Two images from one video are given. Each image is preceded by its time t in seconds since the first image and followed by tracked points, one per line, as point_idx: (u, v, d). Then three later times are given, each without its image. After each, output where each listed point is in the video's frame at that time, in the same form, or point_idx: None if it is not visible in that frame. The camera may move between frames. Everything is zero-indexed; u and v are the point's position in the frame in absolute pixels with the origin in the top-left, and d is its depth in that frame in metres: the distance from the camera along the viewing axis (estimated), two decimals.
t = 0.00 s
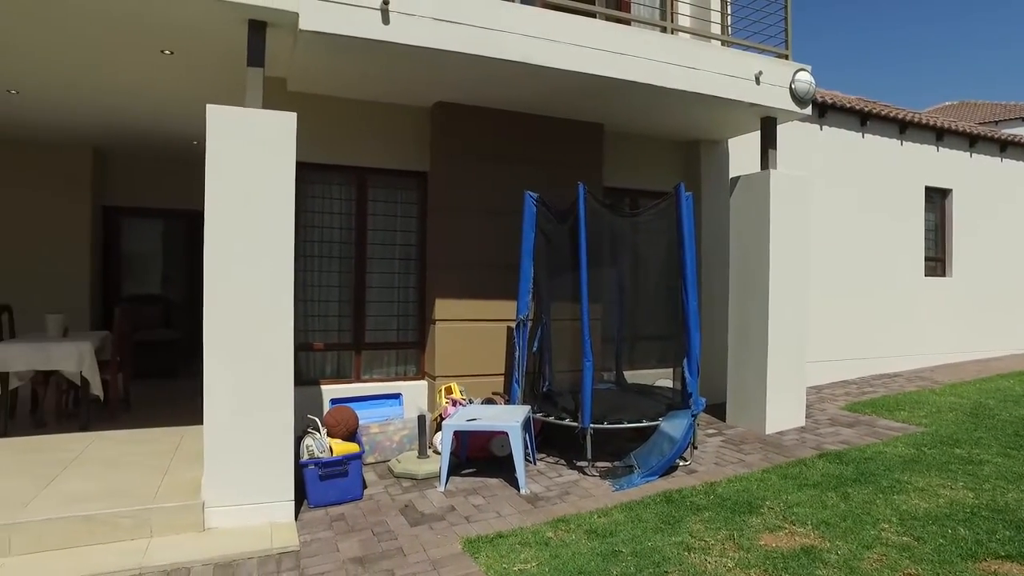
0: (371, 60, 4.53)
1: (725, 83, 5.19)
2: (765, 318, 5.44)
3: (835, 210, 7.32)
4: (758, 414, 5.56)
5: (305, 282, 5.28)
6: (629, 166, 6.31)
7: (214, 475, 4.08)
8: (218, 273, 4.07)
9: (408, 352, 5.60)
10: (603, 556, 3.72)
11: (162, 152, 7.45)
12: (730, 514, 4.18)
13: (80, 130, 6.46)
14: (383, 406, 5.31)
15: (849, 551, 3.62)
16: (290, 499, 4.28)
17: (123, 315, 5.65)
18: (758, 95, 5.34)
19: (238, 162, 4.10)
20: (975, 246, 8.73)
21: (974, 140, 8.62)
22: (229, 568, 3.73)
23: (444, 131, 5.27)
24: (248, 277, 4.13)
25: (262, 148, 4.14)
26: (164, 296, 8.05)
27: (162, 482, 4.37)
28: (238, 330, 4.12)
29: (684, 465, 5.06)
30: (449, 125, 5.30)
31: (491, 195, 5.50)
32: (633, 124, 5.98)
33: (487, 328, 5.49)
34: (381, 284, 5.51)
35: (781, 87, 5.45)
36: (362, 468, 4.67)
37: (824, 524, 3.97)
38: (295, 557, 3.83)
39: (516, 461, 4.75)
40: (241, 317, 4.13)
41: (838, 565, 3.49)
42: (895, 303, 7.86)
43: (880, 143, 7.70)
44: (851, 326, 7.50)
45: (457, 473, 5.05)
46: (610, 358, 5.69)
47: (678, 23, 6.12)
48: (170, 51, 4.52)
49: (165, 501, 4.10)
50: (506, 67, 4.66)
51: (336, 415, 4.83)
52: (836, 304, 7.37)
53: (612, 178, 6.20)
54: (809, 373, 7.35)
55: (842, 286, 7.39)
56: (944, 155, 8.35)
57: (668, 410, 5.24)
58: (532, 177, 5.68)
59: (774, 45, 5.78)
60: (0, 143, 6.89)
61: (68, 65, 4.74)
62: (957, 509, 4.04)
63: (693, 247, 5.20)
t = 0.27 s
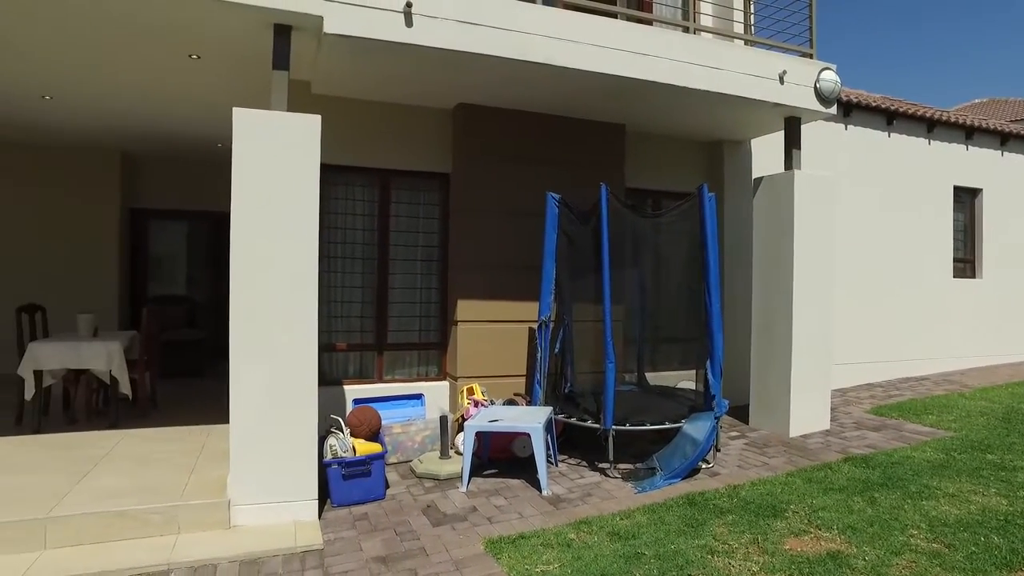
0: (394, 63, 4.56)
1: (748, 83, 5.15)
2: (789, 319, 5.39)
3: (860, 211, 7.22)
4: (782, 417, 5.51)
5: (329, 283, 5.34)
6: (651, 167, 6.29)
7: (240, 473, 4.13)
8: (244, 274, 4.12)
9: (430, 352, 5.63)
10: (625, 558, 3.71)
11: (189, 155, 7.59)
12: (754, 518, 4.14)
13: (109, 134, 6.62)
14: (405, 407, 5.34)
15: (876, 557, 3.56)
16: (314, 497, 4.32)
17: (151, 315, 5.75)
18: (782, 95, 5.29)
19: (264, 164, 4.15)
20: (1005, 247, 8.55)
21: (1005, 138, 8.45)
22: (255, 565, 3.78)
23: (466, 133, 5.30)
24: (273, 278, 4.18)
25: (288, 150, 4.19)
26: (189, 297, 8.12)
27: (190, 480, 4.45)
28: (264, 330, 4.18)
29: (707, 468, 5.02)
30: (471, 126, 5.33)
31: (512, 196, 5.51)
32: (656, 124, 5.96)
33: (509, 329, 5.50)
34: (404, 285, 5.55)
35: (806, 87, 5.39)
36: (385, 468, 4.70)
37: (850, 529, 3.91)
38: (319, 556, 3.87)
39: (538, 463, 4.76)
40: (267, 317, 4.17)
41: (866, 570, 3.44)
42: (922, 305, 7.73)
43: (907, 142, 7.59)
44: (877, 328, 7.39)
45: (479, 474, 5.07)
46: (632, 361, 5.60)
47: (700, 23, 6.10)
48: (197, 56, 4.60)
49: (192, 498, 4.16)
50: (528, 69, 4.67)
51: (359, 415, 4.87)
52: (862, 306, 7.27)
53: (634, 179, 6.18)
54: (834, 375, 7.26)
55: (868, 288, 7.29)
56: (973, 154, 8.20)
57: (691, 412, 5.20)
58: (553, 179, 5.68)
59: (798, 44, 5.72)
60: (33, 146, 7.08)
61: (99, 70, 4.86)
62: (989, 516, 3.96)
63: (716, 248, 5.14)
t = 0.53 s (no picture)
0: (417, 65, 4.59)
1: (772, 83, 5.11)
2: (814, 322, 5.33)
3: (887, 212, 7.12)
4: (806, 420, 5.44)
5: (353, 284, 5.39)
6: (674, 168, 6.26)
7: (265, 471, 4.18)
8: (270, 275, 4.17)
9: (452, 353, 5.65)
10: (649, 561, 3.69)
11: (215, 158, 7.70)
12: (779, 522, 4.10)
13: (138, 138, 6.75)
14: (427, 407, 5.37)
15: (906, 564, 3.50)
16: (338, 496, 4.36)
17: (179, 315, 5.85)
18: (807, 95, 5.23)
19: (290, 166, 4.21)
20: None
21: None
22: (280, 563, 3.82)
23: (488, 135, 5.33)
24: (298, 279, 4.23)
25: (313, 152, 4.24)
26: (216, 299, 8.15)
27: (217, 478, 4.51)
28: (290, 330, 4.22)
29: (731, 471, 4.99)
30: (493, 128, 5.35)
31: (534, 198, 5.53)
32: (678, 125, 5.94)
33: (531, 330, 5.51)
34: (426, 286, 5.58)
35: (831, 86, 5.33)
36: (408, 468, 4.73)
37: (879, 534, 3.85)
38: (343, 554, 3.90)
39: (561, 464, 4.76)
40: (292, 318, 4.22)
41: None
42: (951, 307, 7.59)
43: (935, 141, 7.46)
44: (905, 330, 7.28)
45: (501, 475, 5.09)
46: (654, 363, 5.72)
47: (724, 22, 6.06)
48: (224, 60, 4.67)
49: (219, 496, 4.22)
50: (550, 70, 4.67)
51: (382, 415, 4.91)
52: (889, 308, 7.17)
53: (657, 179, 6.17)
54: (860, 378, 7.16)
55: (895, 290, 7.18)
56: (1005, 152, 8.03)
57: (714, 415, 5.17)
58: (575, 180, 5.68)
59: (823, 42, 5.66)
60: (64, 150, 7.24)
61: (130, 75, 4.96)
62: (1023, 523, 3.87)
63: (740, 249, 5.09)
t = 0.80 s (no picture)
0: (440, 68, 4.62)
1: (796, 82, 5.06)
2: (839, 323, 5.26)
3: (914, 212, 7.02)
4: (830, 423, 5.38)
5: (376, 285, 5.43)
6: (696, 169, 6.24)
7: (289, 470, 4.23)
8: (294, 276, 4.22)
9: (474, 354, 5.67)
10: (672, 563, 3.67)
11: (239, 160, 7.81)
12: (804, 526, 4.05)
13: (164, 142, 6.86)
14: (449, 408, 5.40)
15: (935, 570, 3.44)
16: (361, 496, 4.39)
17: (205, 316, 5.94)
18: (832, 94, 5.17)
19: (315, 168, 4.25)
20: None
21: None
22: (305, 561, 3.86)
23: (511, 137, 5.36)
24: (322, 279, 4.27)
25: (337, 154, 4.28)
26: (240, 299, 8.23)
27: (243, 476, 4.57)
28: (314, 331, 4.27)
29: (754, 473, 4.95)
30: (515, 129, 5.38)
31: (556, 199, 5.53)
32: (701, 125, 5.91)
33: (552, 331, 5.52)
34: (448, 286, 5.60)
35: (856, 85, 5.26)
36: (430, 468, 4.76)
37: (907, 540, 3.79)
38: (366, 553, 3.93)
39: (582, 466, 4.76)
40: (317, 318, 4.27)
41: None
42: (980, 309, 7.45)
43: (964, 140, 7.33)
44: (932, 333, 7.16)
45: (523, 476, 5.10)
46: (677, 365, 5.76)
47: (747, 22, 6.01)
48: (250, 64, 4.73)
49: (244, 495, 4.27)
50: (571, 71, 4.67)
51: (404, 415, 4.93)
52: (916, 310, 7.06)
53: (679, 180, 6.14)
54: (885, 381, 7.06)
55: (922, 291, 7.07)
56: None
57: (738, 417, 5.14)
58: (597, 181, 5.68)
59: (848, 40, 5.59)
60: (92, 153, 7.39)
61: (158, 79, 5.05)
62: None
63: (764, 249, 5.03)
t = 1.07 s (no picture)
0: (463, 69, 4.64)
1: (822, 81, 5.01)
2: (865, 325, 5.19)
3: (943, 212, 6.90)
4: (856, 426, 5.32)
5: (398, 287, 5.47)
6: (718, 168, 6.20)
7: (314, 470, 4.27)
8: (320, 277, 4.26)
9: (496, 355, 5.69)
10: (696, 566, 3.64)
11: (262, 162, 7.90)
12: (830, 530, 4.00)
13: (190, 144, 6.97)
14: (472, 409, 5.43)
15: None
16: (384, 495, 4.42)
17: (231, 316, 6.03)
18: (858, 92, 5.11)
19: (340, 170, 4.29)
20: None
21: None
22: (329, 559, 3.90)
23: (533, 138, 5.37)
24: (347, 281, 4.31)
25: (361, 155, 4.31)
26: (262, 300, 8.34)
27: (268, 474, 4.63)
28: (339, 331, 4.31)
29: (778, 476, 4.90)
30: (536, 130, 5.39)
31: (578, 200, 5.53)
32: (724, 125, 5.88)
33: (574, 332, 5.52)
34: (470, 288, 5.62)
35: (883, 83, 5.19)
36: (453, 468, 4.78)
37: (937, 546, 3.72)
38: (390, 552, 3.96)
39: (605, 467, 4.76)
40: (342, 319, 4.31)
41: None
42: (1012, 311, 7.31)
43: (995, 138, 7.19)
44: (961, 335, 7.04)
45: (545, 477, 5.11)
46: (699, 365, 5.67)
47: (771, 20, 5.96)
48: (274, 67, 4.78)
49: (270, 493, 4.32)
50: (594, 72, 4.67)
51: (427, 415, 4.97)
52: (944, 311, 6.94)
53: (702, 180, 6.11)
54: (912, 384, 6.96)
55: (950, 293, 6.95)
56: None
57: (762, 419, 5.09)
58: (619, 182, 5.67)
59: (875, 38, 5.52)
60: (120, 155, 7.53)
61: (185, 83, 5.12)
62: None
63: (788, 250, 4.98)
